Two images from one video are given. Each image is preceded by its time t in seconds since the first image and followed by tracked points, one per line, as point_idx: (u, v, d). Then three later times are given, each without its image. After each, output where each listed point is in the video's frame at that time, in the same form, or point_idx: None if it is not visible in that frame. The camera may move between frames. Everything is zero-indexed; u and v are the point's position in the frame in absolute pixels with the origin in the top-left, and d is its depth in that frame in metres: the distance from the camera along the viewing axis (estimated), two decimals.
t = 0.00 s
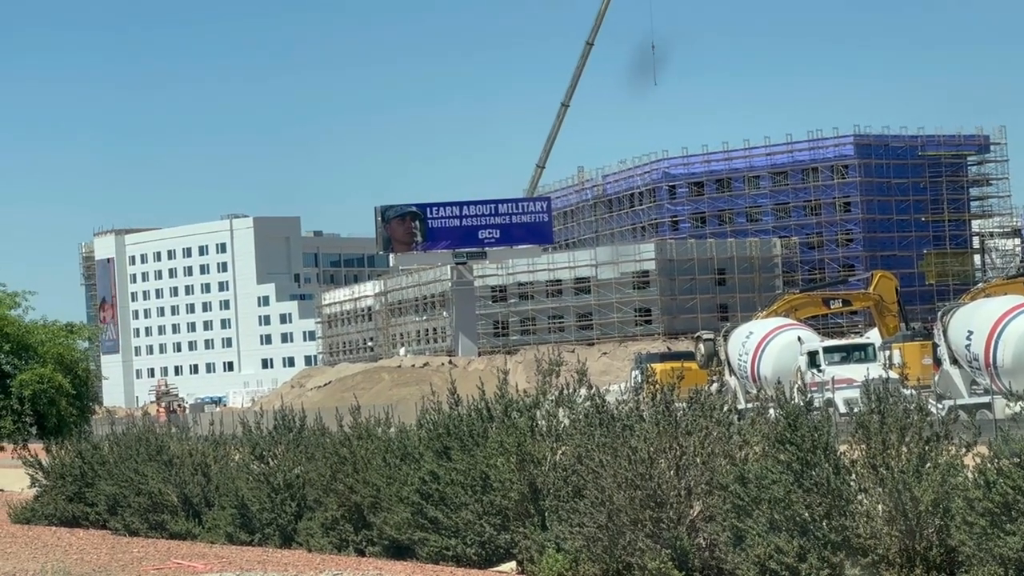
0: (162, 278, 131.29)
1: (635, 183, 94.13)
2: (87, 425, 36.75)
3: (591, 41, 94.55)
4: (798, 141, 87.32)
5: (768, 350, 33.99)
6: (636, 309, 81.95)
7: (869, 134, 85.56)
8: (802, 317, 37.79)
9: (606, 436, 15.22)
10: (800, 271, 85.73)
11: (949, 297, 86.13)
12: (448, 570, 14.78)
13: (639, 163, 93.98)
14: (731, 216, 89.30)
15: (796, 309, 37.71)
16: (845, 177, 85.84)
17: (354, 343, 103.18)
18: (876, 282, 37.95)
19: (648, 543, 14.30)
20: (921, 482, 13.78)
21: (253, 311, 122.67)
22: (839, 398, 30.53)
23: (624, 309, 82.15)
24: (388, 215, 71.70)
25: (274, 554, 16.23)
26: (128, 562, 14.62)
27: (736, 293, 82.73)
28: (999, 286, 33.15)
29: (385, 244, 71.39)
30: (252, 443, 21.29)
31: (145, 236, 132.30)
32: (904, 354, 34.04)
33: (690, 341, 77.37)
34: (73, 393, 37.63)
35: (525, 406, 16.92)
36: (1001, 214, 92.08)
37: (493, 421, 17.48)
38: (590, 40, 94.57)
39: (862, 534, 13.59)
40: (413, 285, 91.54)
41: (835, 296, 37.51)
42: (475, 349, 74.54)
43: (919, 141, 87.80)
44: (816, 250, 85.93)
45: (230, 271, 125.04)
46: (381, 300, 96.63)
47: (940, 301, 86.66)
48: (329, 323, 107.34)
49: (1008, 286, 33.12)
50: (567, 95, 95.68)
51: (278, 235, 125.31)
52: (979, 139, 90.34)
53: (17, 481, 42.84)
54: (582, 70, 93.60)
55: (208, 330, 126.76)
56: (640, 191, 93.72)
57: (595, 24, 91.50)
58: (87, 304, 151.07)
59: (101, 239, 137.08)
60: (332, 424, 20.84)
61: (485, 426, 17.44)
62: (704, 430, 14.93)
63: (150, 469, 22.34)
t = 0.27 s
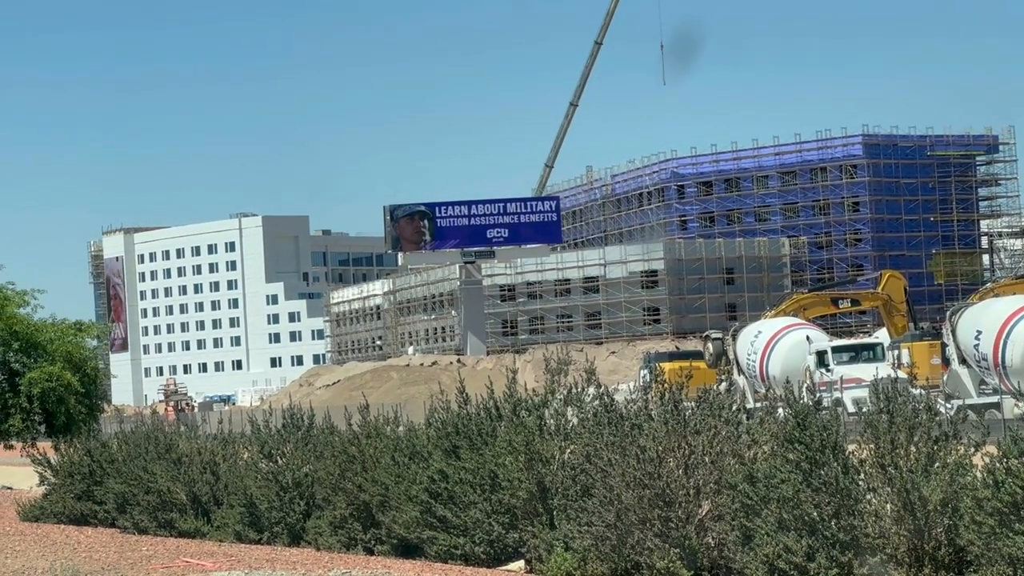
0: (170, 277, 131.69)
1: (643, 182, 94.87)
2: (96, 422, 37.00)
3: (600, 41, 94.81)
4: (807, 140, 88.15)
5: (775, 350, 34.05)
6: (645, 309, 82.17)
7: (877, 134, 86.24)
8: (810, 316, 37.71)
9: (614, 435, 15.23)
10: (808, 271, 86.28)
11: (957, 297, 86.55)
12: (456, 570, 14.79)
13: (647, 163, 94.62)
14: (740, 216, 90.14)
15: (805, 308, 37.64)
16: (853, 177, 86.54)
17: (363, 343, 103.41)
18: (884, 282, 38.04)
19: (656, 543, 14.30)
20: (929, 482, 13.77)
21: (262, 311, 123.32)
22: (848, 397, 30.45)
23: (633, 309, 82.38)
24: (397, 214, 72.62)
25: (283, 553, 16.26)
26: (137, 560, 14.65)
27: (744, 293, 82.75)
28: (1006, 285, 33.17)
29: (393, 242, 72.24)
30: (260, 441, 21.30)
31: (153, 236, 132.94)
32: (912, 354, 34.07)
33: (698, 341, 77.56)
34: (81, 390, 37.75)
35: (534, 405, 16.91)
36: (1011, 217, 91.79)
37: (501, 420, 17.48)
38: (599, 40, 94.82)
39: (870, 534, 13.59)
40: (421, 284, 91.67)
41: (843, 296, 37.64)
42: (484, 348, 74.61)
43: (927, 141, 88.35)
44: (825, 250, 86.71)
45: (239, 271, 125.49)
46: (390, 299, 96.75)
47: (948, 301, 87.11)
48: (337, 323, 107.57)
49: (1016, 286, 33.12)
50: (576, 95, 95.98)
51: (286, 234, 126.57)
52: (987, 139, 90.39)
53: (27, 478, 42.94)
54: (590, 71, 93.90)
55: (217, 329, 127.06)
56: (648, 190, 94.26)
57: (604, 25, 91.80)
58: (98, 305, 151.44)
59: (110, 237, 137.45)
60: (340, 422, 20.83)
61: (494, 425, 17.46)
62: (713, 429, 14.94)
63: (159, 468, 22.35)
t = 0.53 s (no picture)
0: (176, 276, 131.84)
1: (649, 182, 95.92)
2: (102, 420, 36.90)
3: (606, 40, 94.96)
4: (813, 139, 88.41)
5: (780, 350, 33.98)
6: (650, 309, 82.02)
7: (883, 133, 86.10)
8: (816, 316, 37.72)
9: (620, 434, 15.23)
10: (814, 270, 86.19)
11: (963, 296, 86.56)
12: (462, 569, 14.79)
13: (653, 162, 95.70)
14: (745, 215, 90.71)
15: (811, 307, 37.64)
16: (859, 176, 86.50)
17: (369, 341, 103.51)
18: (890, 282, 38.05)
19: (661, 543, 14.30)
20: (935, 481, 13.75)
21: (267, 310, 124.22)
22: (854, 397, 30.63)
23: (638, 308, 82.22)
24: (403, 213, 72.60)
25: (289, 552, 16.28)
26: (142, 558, 14.67)
27: (750, 293, 82.95)
28: (1012, 285, 33.13)
29: (399, 240, 72.15)
30: (265, 439, 21.31)
31: (158, 234, 132.83)
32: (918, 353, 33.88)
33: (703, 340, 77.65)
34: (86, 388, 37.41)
35: (539, 404, 16.92)
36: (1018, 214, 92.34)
37: (507, 419, 17.49)
38: (605, 39, 94.96)
39: (876, 533, 13.55)
40: (427, 283, 91.69)
41: (849, 296, 37.51)
42: (489, 347, 74.67)
43: (933, 140, 88.10)
44: (830, 249, 86.66)
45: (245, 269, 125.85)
46: (395, 298, 96.74)
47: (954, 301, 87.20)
48: (343, 321, 107.73)
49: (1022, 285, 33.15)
50: (581, 94, 96.16)
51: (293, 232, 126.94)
52: (993, 139, 90.43)
53: (32, 476, 42.97)
54: (595, 70, 94.03)
55: (223, 327, 127.22)
56: (655, 190, 95.41)
57: (610, 24, 91.92)
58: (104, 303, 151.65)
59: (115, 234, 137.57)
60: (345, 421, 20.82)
61: (499, 424, 17.47)
62: (718, 428, 14.94)
63: (164, 466, 22.35)
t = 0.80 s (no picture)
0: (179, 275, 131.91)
1: (653, 181, 95.41)
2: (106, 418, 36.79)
3: (610, 40, 95.13)
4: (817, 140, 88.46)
5: (785, 349, 34.08)
6: (653, 309, 82.42)
7: (887, 134, 86.34)
8: (820, 317, 37.73)
9: (623, 434, 15.23)
10: (818, 271, 86.56)
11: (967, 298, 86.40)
12: (465, 569, 14.78)
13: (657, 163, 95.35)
14: (749, 215, 90.59)
15: (814, 309, 37.66)
16: (864, 177, 86.74)
17: (371, 340, 103.45)
18: (894, 282, 37.98)
19: (664, 543, 14.31)
20: (937, 483, 13.75)
21: (271, 308, 124.26)
22: (857, 398, 30.77)
23: (642, 309, 82.49)
24: (407, 212, 72.62)
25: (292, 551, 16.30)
26: (145, 556, 14.67)
27: (754, 293, 83.59)
28: (1016, 287, 33.16)
29: (403, 240, 72.30)
30: (268, 439, 21.31)
31: (162, 233, 133.07)
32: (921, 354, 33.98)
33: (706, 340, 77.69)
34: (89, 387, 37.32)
35: (542, 404, 16.95)
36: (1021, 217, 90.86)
37: (510, 420, 17.50)
38: (609, 39, 95.11)
39: (879, 534, 13.52)
40: (430, 283, 91.66)
41: (853, 297, 37.60)
42: (493, 346, 74.72)
43: (937, 142, 88.32)
44: (835, 249, 86.97)
45: (248, 268, 126.04)
46: (399, 297, 96.69)
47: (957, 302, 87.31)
48: (346, 320, 107.83)
49: None
50: (586, 94, 96.29)
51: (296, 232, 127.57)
52: (996, 140, 90.29)
53: (33, 476, 42.99)
54: (600, 70, 94.13)
55: (226, 326, 127.41)
56: (657, 190, 95.08)
57: (614, 23, 92.04)
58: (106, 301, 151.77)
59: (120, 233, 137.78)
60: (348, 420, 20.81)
61: (502, 424, 17.47)
62: (721, 429, 14.97)
63: (167, 465, 22.32)
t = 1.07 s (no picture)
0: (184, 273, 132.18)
1: (658, 181, 95.87)
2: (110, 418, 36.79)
3: (615, 40, 95.42)
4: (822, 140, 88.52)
5: (790, 348, 34.12)
6: (658, 308, 82.56)
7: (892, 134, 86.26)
8: (824, 317, 37.46)
9: (627, 433, 15.23)
10: (822, 270, 86.61)
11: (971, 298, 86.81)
12: (469, 567, 14.77)
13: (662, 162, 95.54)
14: (754, 215, 90.73)
15: (818, 308, 37.40)
16: (868, 177, 86.73)
17: (376, 339, 103.39)
18: (899, 283, 37.90)
19: (668, 542, 14.31)
20: (941, 482, 13.73)
21: (275, 305, 123.87)
22: (862, 399, 30.69)
23: (646, 308, 82.64)
24: (413, 211, 73.34)
25: (295, 549, 16.30)
26: (149, 555, 14.67)
27: (758, 292, 83.51)
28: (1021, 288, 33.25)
29: (408, 239, 73.32)
30: (273, 437, 21.35)
31: (167, 230, 133.43)
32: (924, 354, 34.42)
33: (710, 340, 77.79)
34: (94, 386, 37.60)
35: (546, 403, 16.95)
36: None
37: (514, 418, 17.51)
38: (614, 38, 95.39)
39: (882, 534, 13.54)
40: (435, 281, 91.78)
41: (857, 297, 37.47)
42: (497, 345, 74.76)
43: (942, 142, 88.38)
44: (839, 250, 87.02)
45: (252, 265, 126.28)
46: (403, 296, 96.70)
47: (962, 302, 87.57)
48: (351, 319, 108.00)
49: None
50: (590, 93, 96.56)
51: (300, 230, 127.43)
52: (1002, 141, 90.59)
53: (39, 474, 43.06)
54: (605, 69, 94.32)
55: (231, 324, 127.52)
56: (663, 189, 95.37)
57: (619, 23, 92.36)
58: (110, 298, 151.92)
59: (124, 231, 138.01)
60: (352, 419, 20.82)
61: (506, 423, 17.48)
62: (725, 428, 15.00)
63: (171, 463, 22.32)
